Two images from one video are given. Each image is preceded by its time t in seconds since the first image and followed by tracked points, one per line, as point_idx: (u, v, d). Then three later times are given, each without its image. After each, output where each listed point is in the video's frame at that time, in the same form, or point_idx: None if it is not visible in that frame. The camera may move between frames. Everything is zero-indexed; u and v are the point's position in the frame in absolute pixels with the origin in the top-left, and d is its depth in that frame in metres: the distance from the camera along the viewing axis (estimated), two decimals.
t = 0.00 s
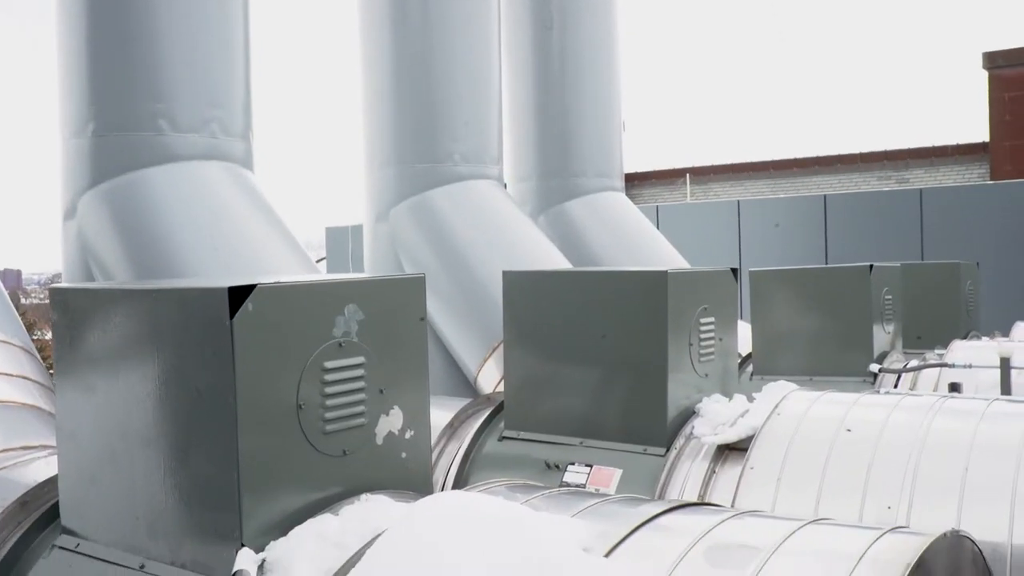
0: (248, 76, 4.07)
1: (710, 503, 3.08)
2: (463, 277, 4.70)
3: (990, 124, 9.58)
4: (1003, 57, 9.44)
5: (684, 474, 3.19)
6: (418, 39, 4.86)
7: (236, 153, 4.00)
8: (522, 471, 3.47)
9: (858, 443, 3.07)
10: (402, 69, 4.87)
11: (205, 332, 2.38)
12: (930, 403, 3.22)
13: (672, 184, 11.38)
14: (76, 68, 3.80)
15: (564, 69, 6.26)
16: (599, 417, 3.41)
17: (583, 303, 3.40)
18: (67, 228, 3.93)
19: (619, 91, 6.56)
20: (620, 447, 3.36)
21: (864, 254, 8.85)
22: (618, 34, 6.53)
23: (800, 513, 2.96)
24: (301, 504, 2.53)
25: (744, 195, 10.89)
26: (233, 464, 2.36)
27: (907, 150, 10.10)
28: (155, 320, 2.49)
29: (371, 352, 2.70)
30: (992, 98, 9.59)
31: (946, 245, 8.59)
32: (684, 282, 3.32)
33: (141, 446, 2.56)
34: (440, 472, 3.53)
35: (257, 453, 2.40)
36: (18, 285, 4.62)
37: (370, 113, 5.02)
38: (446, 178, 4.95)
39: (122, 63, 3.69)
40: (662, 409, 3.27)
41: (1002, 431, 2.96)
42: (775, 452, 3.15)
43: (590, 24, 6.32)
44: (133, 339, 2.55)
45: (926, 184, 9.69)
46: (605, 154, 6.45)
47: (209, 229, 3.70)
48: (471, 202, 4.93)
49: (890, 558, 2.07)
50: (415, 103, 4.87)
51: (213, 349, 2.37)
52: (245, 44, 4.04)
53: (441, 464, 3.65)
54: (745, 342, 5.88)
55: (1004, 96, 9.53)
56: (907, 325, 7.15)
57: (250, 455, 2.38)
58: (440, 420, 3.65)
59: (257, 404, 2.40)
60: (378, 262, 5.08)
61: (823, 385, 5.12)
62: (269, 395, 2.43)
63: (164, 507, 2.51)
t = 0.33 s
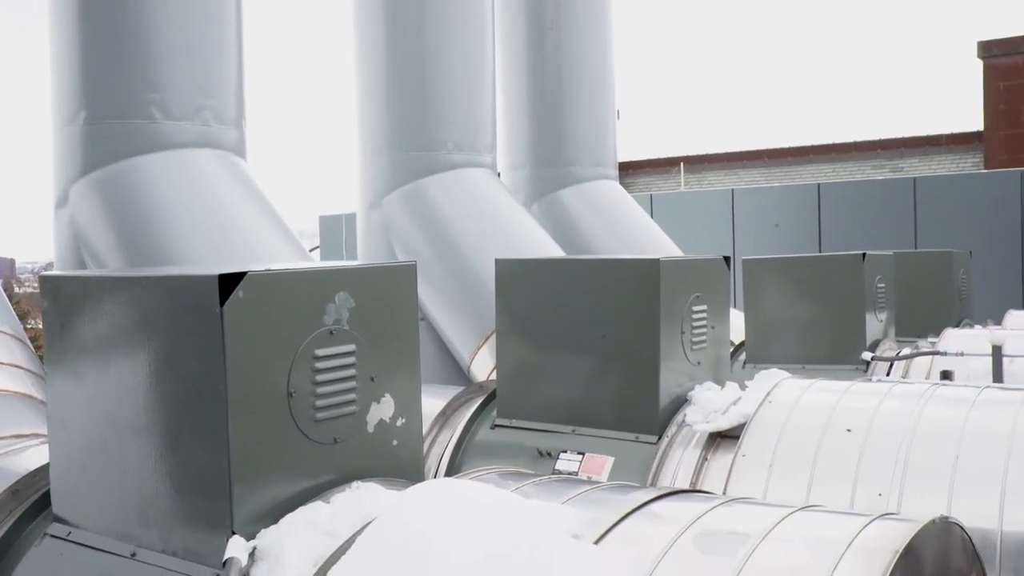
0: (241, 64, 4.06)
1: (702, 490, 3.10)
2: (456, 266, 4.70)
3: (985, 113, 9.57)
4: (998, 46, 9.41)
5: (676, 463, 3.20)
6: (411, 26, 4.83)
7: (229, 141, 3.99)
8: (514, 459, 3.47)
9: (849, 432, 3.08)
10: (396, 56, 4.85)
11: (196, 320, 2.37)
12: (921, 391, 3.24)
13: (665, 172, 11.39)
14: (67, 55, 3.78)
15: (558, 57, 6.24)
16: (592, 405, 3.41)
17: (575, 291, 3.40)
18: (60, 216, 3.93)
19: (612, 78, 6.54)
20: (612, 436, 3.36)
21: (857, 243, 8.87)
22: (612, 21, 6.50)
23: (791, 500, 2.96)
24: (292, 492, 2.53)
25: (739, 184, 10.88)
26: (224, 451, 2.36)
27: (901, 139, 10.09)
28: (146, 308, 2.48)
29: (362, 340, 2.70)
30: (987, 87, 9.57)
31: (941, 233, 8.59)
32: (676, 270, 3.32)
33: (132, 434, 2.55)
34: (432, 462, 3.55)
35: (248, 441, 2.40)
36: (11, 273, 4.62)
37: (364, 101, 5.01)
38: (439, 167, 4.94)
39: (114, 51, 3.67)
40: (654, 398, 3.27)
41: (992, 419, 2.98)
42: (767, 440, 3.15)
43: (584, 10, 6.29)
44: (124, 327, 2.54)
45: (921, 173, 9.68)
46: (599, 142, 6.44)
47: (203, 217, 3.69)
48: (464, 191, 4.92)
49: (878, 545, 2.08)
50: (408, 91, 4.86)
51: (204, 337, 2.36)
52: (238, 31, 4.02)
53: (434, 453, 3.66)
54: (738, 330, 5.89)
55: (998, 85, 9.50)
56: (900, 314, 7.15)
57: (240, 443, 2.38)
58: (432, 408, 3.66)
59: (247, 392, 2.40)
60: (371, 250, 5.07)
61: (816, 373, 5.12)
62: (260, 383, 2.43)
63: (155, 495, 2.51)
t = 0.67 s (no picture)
0: (216, 57, 4.02)
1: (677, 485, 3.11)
2: (434, 261, 4.70)
3: (960, 109, 9.63)
4: (973, 42, 9.45)
5: (651, 458, 3.21)
6: (388, 19, 4.81)
7: (204, 135, 3.95)
8: (490, 454, 3.47)
9: (822, 426, 3.10)
10: (372, 50, 4.83)
11: (169, 315, 2.35)
12: (894, 385, 3.27)
13: (643, 167, 11.44)
14: (39, 47, 3.73)
15: (534, 51, 6.23)
16: (568, 400, 3.41)
17: (552, 286, 3.40)
18: (32, 211, 3.88)
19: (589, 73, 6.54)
20: (588, 430, 3.36)
21: (833, 239, 8.97)
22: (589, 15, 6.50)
23: (765, 493, 2.98)
24: (265, 488, 2.51)
25: (716, 180, 10.92)
26: (196, 447, 2.34)
27: (877, 134, 10.15)
28: (118, 302, 2.46)
29: (336, 335, 2.69)
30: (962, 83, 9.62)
31: (915, 227, 8.67)
32: (652, 265, 3.33)
33: (104, 430, 2.53)
34: (409, 457, 3.56)
35: (221, 437, 2.39)
36: None
37: (340, 96, 4.99)
38: (416, 161, 4.92)
39: (87, 44, 3.63)
40: (630, 392, 3.28)
41: (963, 412, 3.02)
42: (741, 434, 3.17)
43: (561, 4, 6.28)
44: (96, 322, 2.51)
45: (897, 169, 9.75)
46: (575, 137, 6.43)
47: (178, 211, 3.67)
48: (442, 185, 4.91)
49: (849, 538, 2.09)
50: (385, 85, 4.84)
51: (176, 331, 2.34)
52: (213, 23, 3.98)
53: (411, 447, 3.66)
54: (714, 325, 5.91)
55: (972, 81, 9.54)
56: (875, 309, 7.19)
57: (213, 439, 2.37)
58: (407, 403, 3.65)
59: (220, 387, 2.38)
60: (348, 245, 5.05)
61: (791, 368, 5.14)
62: (233, 378, 2.41)
63: (127, 491, 2.49)
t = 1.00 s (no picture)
0: (189, 51, 3.99)
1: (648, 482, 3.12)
2: (407, 257, 4.71)
3: (933, 110, 9.72)
4: (945, 44, 9.57)
5: (622, 455, 3.22)
6: (363, 15, 4.79)
7: (176, 130, 3.92)
8: (462, 452, 3.46)
9: (793, 424, 3.11)
10: (347, 46, 4.81)
11: (137, 310, 2.33)
12: (863, 383, 3.29)
13: (618, 165, 11.50)
14: (7, 38, 3.68)
15: (509, 49, 6.22)
16: (541, 397, 3.41)
17: (525, 284, 3.40)
18: None
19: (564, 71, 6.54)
20: (559, 427, 3.37)
21: (804, 238, 9.11)
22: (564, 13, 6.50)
23: (735, 490, 3.00)
24: (234, 485, 2.49)
25: (691, 178, 10.97)
26: (164, 444, 2.32)
27: (851, 134, 10.22)
28: (86, 298, 2.43)
29: (307, 331, 2.67)
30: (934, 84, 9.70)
31: (887, 227, 8.76)
32: (624, 263, 3.33)
33: (70, 427, 2.50)
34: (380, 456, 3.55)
35: (189, 434, 2.37)
36: None
37: (314, 92, 4.96)
38: (390, 158, 4.90)
39: (57, 36, 3.59)
40: (602, 390, 3.29)
41: (931, 410, 3.05)
42: (711, 432, 3.18)
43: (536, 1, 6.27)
44: (63, 318, 2.49)
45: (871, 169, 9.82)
46: (550, 135, 6.43)
47: (150, 207, 3.65)
48: (416, 182, 4.90)
49: (816, 534, 2.11)
50: (359, 81, 4.81)
51: (144, 326, 2.32)
52: (186, 17, 3.94)
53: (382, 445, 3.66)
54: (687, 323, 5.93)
55: (944, 83, 9.64)
56: (847, 308, 7.23)
57: (180, 436, 2.35)
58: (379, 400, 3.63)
59: (189, 383, 2.36)
60: (321, 241, 5.02)
61: (763, 366, 5.18)
62: (202, 375, 2.39)
63: (94, 488, 2.47)
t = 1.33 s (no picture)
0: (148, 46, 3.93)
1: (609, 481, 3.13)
2: (368, 256, 4.70)
3: (893, 112, 9.85)
4: (904, 47, 9.68)
5: (583, 454, 3.23)
6: (324, 13, 4.75)
7: (135, 127, 3.87)
8: (423, 451, 3.46)
9: (751, 423, 3.14)
10: (309, 43, 4.77)
11: (91, 309, 2.30)
12: (821, 381, 3.32)
13: (581, 165, 11.54)
14: None
15: (472, 47, 6.21)
16: (502, 397, 3.41)
17: (487, 284, 3.39)
18: None
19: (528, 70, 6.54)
20: (521, 426, 3.36)
21: (763, 239, 9.27)
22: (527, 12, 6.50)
23: (695, 489, 3.02)
24: (190, 486, 2.46)
25: (654, 179, 11.03)
26: (119, 444, 2.29)
27: (812, 136, 10.34)
28: (39, 296, 2.39)
29: (265, 330, 2.65)
30: (894, 87, 9.83)
31: (845, 229, 8.91)
32: (586, 263, 3.34)
33: (23, 428, 2.46)
34: (341, 455, 3.54)
35: (144, 435, 2.33)
36: None
37: (275, 88, 4.93)
38: (352, 157, 4.88)
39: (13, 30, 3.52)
40: (564, 389, 3.29)
41: (888, 408, 3.08)
42: (671, 430, 3.20)
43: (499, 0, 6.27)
44: (16, 317, 2.44)
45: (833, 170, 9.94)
46: (513, 135, 6.43)
47: (109, 204, 3.60)
48: (379, 181, 4.88)
49: (774, 531, 2.12)
50: (322, 79, 4.78)
51: (99, 325, 2.29)
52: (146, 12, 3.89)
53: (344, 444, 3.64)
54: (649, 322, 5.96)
55: (904, 86, 9.76)
56: (807, 307, 7.31)
57: (135, 435, 2.31)
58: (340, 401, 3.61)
59: (144, 383, 2.33)
60: (283, 239, 5.00)
61: (723, 365, 5.21)
62: (158, 374, 2.36)
63: (47, 490, 2.43)
